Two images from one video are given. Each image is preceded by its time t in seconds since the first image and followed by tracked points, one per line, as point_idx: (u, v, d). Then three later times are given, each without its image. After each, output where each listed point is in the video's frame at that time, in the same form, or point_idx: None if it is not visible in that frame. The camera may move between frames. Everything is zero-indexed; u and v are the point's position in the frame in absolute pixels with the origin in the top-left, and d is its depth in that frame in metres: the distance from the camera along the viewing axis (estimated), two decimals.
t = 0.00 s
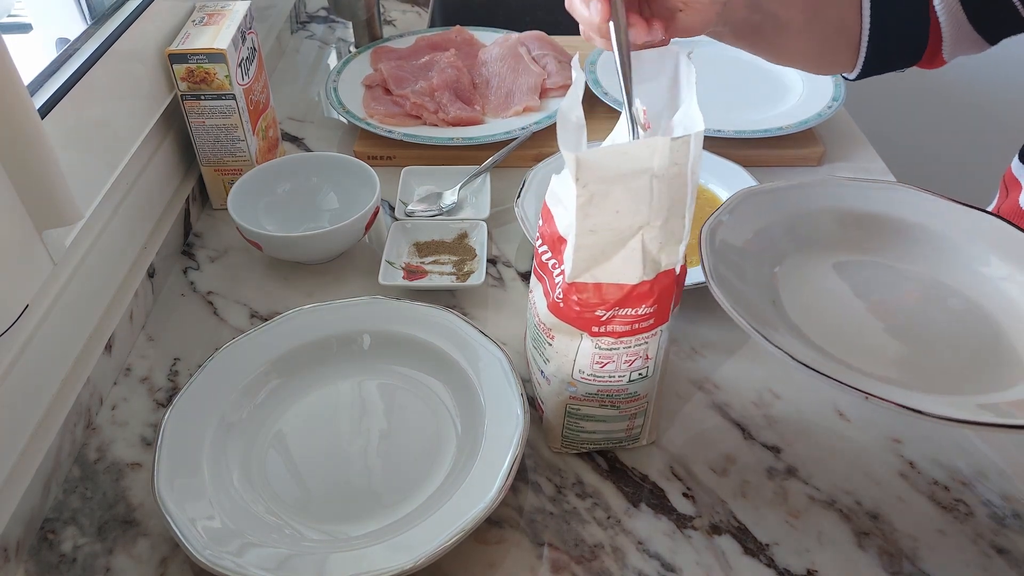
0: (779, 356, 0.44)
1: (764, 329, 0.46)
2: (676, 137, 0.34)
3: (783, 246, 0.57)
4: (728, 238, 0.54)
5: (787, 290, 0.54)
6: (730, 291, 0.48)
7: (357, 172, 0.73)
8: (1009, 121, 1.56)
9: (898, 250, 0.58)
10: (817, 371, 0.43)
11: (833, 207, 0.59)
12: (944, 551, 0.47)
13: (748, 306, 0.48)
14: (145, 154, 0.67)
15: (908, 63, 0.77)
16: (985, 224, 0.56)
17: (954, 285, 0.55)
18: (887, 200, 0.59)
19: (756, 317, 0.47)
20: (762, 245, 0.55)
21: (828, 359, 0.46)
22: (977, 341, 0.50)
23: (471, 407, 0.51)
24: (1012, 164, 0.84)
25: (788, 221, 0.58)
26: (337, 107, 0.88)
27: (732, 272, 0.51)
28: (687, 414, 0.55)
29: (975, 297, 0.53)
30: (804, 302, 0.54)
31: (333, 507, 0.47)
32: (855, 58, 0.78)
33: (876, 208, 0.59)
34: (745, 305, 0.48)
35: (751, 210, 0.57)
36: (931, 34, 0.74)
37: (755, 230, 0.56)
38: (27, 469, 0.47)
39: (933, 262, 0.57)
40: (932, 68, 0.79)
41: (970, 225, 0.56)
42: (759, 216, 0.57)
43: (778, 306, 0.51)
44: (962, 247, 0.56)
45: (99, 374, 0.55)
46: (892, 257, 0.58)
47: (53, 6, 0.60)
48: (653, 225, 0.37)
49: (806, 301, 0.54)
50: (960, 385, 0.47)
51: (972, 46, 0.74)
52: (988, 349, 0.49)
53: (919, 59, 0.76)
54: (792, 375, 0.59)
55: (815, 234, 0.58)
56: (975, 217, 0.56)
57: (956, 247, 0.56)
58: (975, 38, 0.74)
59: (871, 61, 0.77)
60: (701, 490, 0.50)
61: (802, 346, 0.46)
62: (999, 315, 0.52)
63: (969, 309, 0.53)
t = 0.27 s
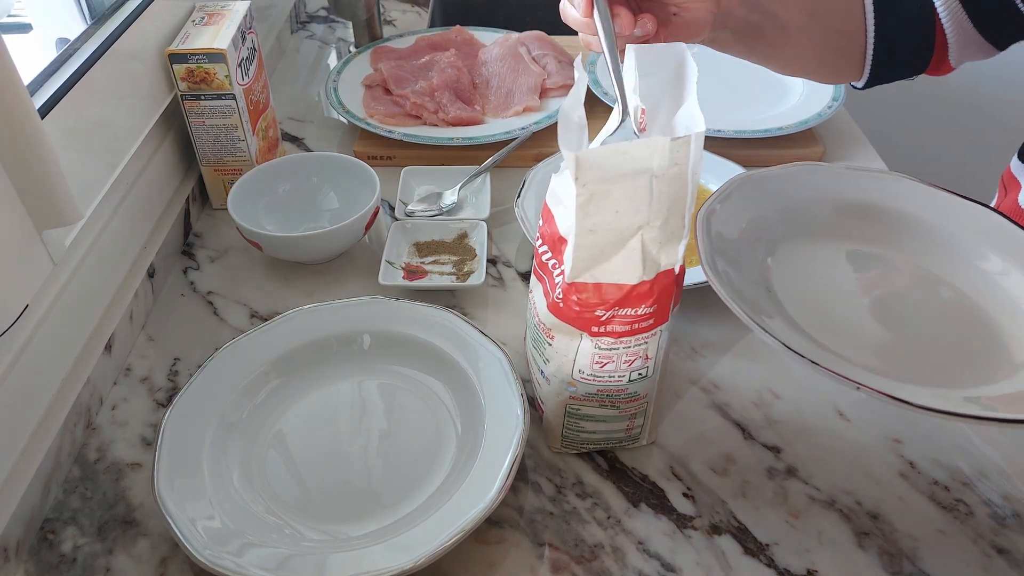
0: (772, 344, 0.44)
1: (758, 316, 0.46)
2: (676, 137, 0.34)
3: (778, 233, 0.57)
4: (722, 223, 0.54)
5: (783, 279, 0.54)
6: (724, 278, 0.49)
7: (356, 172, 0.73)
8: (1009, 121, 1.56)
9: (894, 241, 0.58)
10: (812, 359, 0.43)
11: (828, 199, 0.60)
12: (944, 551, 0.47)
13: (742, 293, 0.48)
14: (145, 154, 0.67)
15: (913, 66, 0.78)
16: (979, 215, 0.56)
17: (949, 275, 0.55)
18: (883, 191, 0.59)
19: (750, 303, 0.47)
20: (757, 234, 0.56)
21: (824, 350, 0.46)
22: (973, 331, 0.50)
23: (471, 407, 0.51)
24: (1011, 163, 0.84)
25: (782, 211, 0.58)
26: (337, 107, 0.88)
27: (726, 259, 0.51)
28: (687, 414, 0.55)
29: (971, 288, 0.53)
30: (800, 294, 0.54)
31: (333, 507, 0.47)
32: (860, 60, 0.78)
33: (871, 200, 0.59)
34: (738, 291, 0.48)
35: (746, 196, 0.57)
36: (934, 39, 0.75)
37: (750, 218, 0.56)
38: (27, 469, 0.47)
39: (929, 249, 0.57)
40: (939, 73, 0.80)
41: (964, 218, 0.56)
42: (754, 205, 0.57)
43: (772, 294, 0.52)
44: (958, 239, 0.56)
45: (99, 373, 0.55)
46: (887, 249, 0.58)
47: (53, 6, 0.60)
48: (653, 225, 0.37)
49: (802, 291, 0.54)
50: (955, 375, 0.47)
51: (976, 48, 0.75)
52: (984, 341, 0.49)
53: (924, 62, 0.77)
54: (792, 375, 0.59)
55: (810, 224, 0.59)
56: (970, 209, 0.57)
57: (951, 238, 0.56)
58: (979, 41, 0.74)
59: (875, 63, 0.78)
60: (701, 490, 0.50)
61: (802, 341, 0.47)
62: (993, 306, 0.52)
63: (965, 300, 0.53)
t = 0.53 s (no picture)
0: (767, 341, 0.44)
1: (748, 309, 0.47)
2: (676, 137, 0.34)
3: (774, 229, 0.57)
4: (717, 216, 0.55)
5: (777, 273, 0.55)
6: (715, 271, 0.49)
7: (356, 172, 0.73)
8: (1009, 121, 1.56)
9: (886, 236, 0.58)
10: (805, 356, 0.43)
11: (823, 195, 0.60)
12: (944, 551, 0.47)
13: (733, 286, 0.49)
14: (145, 154, 0.67)
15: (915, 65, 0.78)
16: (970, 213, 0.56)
17: (940, 269, 0.55)
18: (881, 190, 0.60)
19: (741, 296, 0.48)
20: (751, 228, 0.56)
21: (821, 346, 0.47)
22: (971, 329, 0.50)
23: (471, 407, 0.51)
24: (1012, 162, 0.84)
25: (777, 206, 0.59)
26: (337, 107, 0.88)
27: (718, 252, 0.52)
28: (687, 414, 0.55)
29: (967, 286, 0.54)
30: (796, 290, 0.54)
31: (333, 507, 0.47)
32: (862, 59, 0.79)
33: (866, 196, 0.60)
34: (734, 289, 0.49)
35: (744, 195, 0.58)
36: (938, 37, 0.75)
37: (744, 213, 0.57)
38: (27, 469, 0.47)
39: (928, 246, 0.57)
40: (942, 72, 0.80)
41: (958, 216, 0.57)
42: (749, 199, 0.58)
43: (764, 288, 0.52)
44: (951, 236, 0.56)
45: (99, 373, 0.55)
46: (885, 246, 0.58)
47: (53, 6, 0.60)
48: (653, 225, 0.37)
49: (798, 286, 0.54)
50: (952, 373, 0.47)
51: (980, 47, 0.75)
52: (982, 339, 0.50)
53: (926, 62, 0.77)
54: (792, 375, 0.59)
55: (806, 221, 0.59)
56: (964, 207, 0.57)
57: (944, 234, 0.57)
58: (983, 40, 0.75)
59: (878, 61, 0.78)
60: (701, 490, 0.50)
61: (800, 339, 0.47)
62: (991, 304, 0.52)
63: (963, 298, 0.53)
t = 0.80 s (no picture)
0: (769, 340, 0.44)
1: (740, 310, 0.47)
2: (676, 137, 0.34)
3: (772, 229, 0.58)
4: (711, 214, 0.55)
5: (771, 272, 0.55)
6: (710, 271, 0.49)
7: (356, 172, 0.73)
8: (1009, 122, 1.56)
9: (885, 234, 0.58)
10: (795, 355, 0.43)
11: (820, 195, 0.60)
12: (944, 551, 0.47)
13: (727, 286, 0.49)
14: (145, 154, 0.67)
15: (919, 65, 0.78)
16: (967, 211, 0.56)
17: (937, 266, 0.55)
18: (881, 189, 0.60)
19: (735, 298, 0.48)
20: (747, 227, 0.56)
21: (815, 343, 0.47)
22: (966, 327, 0.51)
23: (470, 407, 0.51)
24: (1013, 160, 0.84)
25: (773, 206, 0.59)
26: (337, 107, 0.88)
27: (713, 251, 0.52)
28: (687, 414, 0.55)
29: (962, 284, 0.54)
30: (792, 289, 0.54)
31: (333, 507, 0.47)
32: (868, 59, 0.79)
33: (863, 194, 0.60)
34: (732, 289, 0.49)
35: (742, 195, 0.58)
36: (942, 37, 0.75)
37: (738, 213, 0.57)
38: (27, 469, 0.47)
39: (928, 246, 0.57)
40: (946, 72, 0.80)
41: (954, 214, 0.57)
42: (745, 199, 0.58)
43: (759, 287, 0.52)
44: (950, 234, 0.56)
45: (99, 373, 0.55)
46: (885, 245, 0.58)
47: (53, 6, 0.60)
48: (653, 225, 0.37)
49: (795, 285, 0.55)
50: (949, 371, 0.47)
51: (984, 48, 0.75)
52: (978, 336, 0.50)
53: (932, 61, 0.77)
54: (792, 375, 0.59)
55: (805, 219, 0.60)
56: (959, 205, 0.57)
57: (940, 233, 0.57)
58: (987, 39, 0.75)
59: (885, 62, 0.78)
60: (701, 490, 0.50)
61: (797, 337, 0.47)
62: (987, 301, 0.52)
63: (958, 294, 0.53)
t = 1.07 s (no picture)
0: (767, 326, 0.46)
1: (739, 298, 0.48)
2: (676, 137, 0.34)
3: (766, 222, 0.59)
4: (709, 206, 0.56)
5: (768, 263, 0.56)
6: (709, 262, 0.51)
7: (356, 172, 0.73)
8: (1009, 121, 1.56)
9: (876, 226, 0.60)
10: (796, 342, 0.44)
11: (812, 188, 0.61)
12: (944, 551, 0.47)
13: (729, 276, 0.51)
14: (145, 154, 0.67)
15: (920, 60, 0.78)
16: (956, 203, 0.58)
17: (928, 258, 0.57)
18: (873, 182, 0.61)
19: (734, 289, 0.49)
20: (744, 220, 0.57)
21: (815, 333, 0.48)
22: (960, 316, 0.52)
23: (470, 407, 0.51)
24: (1014, 158, 0.84)
25: (769, 199, 0.60)
26: (337, 107, 0.88)
27: (711, 243, 0.53)
28: (688, 414, 0.55)
29: (953, 274, 0.55)
30: (788, 284, 0.55)
31: (333, 507, 0.47)
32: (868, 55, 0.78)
33: (854, 187, 0.61)
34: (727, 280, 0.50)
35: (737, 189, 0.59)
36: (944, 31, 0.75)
37: (737, 206, 0.58)
38: (27, 469, 0.47)
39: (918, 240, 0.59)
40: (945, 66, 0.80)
41: (943, 207, 0.59)
42: (741, 192, 0.59)
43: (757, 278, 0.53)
44: (940, 227, 0.58)
45: (99, 374, 0.55)
46: (877, 238, 0.60)
47: (53, 6, 0.60)
48: (653, 225, 0.37)
49: (789, 277, 0.56)
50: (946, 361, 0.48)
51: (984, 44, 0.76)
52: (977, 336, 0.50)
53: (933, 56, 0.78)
54: (792, 375, 0.59)
55: (798, 213, 0.60)
56: (948, 196, 0.59)
57: (930, 225, 0.58)
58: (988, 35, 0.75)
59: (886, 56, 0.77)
60: (701, 490, 0.50)
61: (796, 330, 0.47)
62: (979, 294, 0.53)
63: (951, 284, 0.55)
